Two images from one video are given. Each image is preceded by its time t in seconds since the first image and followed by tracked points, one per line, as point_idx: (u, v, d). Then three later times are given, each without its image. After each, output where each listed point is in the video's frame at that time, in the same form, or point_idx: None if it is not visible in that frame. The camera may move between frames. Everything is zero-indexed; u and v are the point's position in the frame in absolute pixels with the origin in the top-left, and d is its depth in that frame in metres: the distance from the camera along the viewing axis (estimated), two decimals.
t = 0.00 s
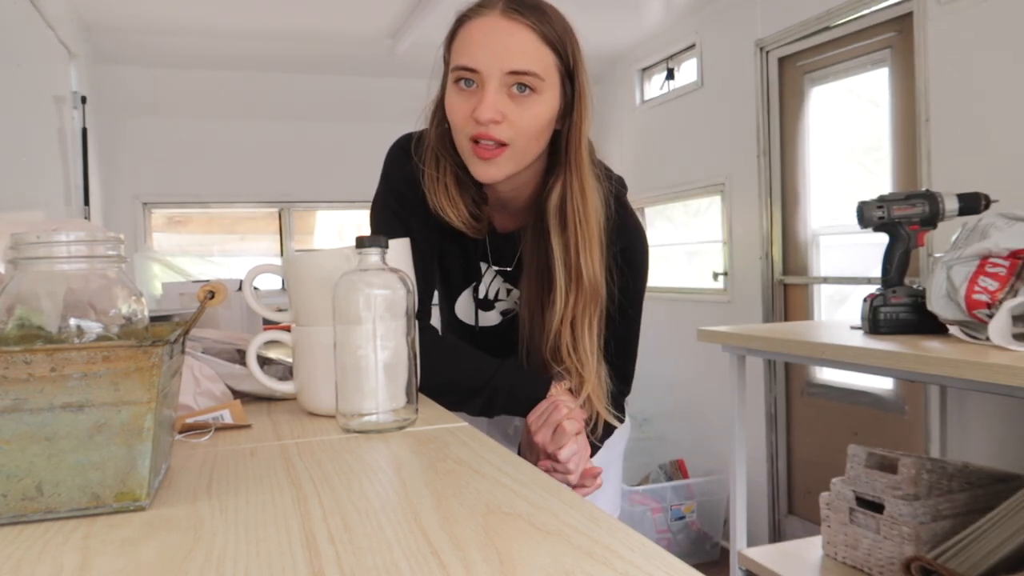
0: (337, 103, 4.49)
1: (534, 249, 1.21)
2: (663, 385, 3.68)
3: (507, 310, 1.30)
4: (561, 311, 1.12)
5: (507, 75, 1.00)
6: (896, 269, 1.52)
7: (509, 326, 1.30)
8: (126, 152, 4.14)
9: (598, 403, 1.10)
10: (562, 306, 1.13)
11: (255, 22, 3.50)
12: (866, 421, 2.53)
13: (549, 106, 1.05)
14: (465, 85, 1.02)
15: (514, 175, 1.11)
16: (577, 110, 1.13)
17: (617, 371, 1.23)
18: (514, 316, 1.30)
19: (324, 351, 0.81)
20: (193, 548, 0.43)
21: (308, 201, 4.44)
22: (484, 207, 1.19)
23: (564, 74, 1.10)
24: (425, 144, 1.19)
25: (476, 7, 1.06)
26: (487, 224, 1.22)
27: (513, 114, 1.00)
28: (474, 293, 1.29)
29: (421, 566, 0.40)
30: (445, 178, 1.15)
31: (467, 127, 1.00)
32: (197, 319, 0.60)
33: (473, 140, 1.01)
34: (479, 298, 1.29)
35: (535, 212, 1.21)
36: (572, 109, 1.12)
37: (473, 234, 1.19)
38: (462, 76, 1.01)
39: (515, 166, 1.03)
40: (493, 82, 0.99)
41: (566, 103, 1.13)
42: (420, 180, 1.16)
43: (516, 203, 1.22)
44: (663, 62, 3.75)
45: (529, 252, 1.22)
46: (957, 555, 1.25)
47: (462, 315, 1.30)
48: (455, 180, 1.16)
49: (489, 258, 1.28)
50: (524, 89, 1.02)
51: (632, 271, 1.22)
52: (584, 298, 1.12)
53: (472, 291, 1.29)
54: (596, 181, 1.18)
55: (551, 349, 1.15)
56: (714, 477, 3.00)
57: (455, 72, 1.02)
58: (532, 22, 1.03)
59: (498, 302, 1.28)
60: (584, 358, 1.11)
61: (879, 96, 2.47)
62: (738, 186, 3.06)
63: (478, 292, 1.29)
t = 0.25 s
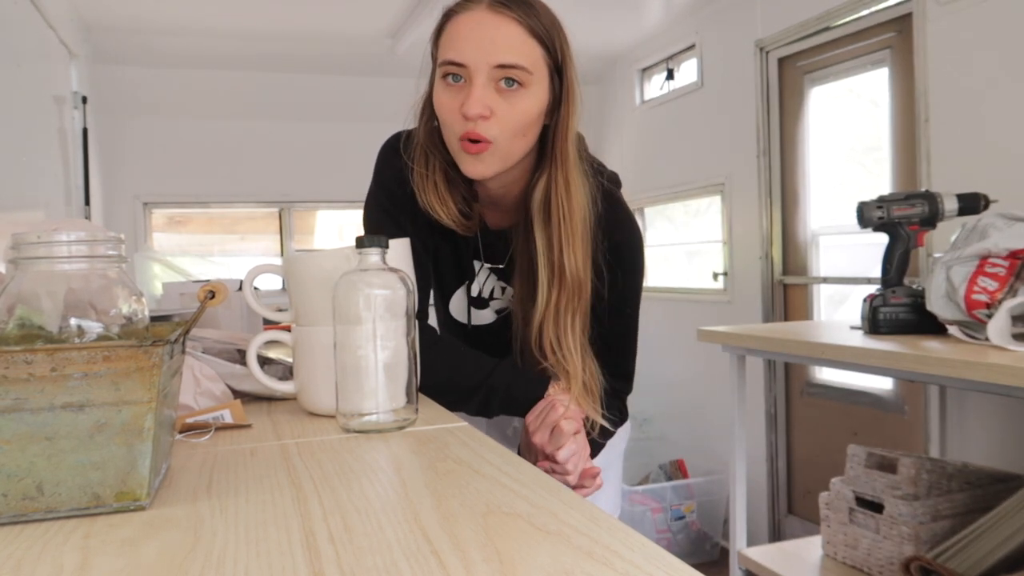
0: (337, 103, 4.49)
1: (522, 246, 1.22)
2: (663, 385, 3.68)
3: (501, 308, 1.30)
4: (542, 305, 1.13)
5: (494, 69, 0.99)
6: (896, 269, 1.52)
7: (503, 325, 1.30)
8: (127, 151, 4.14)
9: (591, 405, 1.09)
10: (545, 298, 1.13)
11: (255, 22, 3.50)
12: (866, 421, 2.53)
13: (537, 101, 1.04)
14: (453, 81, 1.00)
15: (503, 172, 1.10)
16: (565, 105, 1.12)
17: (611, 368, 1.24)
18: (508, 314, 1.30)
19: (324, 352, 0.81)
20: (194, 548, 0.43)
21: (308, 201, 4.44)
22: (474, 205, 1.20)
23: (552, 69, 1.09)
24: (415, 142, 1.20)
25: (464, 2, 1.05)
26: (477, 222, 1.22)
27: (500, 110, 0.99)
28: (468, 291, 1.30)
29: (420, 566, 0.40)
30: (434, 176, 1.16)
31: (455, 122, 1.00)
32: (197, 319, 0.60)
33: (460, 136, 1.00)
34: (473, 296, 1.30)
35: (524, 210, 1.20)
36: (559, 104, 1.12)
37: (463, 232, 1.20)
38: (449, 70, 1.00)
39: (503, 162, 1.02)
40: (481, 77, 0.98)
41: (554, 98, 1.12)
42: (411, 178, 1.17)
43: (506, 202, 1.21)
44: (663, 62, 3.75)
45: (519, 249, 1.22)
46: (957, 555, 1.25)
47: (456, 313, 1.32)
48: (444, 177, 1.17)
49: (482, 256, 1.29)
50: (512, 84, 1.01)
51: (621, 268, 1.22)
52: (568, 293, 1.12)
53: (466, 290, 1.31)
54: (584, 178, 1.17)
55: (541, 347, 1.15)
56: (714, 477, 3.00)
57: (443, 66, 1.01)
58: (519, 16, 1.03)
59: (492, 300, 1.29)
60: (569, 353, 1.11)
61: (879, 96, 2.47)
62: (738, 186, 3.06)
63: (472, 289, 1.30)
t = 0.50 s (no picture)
0: (337, 102, 4.49)
1: (514, 243, 1.21)
2: (663, 385, 3.68)
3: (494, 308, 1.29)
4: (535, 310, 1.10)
5: (488, 68, 0.99)
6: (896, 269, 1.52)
7: (496, 324, 1.29)
8: (127, 151, 4.14)
9: (588, 407, 1.07)
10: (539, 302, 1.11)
11: (255, 22, 3.50)
12: (866, 421, 2.53)
13: (532, 102, 1.04)
14: (447, 77, 1.01)
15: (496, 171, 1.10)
16: (560, 106, 1.12)
17: (605, 369, 1.24)
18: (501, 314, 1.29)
19: (324, 352, 0.81)
20: (194, 548, 0.43)
21: (308, 201, 4.44)
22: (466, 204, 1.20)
23: (548, 69, 1.09)
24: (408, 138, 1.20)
25: None
26: (469, 220, 1.23)
27: (494, 109, 0.99)
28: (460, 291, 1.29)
29: (420, 566, 0.40)
30: (425, 172, 1.16)
31: (448, 120, 0.99)
32: (197, 319, 0.60)
33: (452, 134, 1.00)
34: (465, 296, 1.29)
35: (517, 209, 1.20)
36: (555, 105, 1.12)
37: (455, 231, 1.21)
38: (444, 68, 1.00)
39: (496, 161, 1.02)
40: (475, 75, 0.98)
41: (550, 98, 1.12)
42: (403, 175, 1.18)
43: (499, 201, 1.21)
44: (663, 62, 3.75)
45: (510, 246, 1.21)
46: (957, 555, 1.25)
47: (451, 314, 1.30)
48: (436, 173, 1.17)
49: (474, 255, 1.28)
50: (506, 84, 1.01)
51: (615, 271, 1.22)
52: (562, 297, 1.10)
53: (457, 288, 1.29)
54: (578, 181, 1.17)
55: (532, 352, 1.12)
56: (714, 477, 3.00)
57: (437, 63, 1.00)
58: (517, 15, 1.02)
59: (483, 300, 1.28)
60: (560, 356, 1.08)
61: (879, 96, 2.47)
62: (738, 186, 3.06)
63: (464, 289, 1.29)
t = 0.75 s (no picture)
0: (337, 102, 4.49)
1: (510, 242, 1.21)
2: (663, 385, 3.68)
3: (490, 306, 1.29)
4: (535, 311, 1.09)
5: (484, 67, 0.99)
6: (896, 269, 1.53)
7: (491, 323, 1.29)
8: (127, 151, 4.14)
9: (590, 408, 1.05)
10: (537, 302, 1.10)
11: (255, 22, 3.50)
12: (866, 421, 2.53)
13: (528, 101, 1.03)
14: (441, 77, 1.00)
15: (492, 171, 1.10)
16: (557, 104, 1.12)
17: (603, 369, 1.25)
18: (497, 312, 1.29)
19: (324, 351, 0.81)
20: (194, 548, 0.43)
21: (308, 201, 4.44)
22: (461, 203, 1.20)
23: (544, 68, 1.09)
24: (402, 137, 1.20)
25: None
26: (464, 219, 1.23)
27: (489, 109, 0.99)
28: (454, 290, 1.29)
29: (420, 566, 0.40)
30: (420, 172, 1.16)
31: (443, 120, 0.99)
32: (197, 319, 0.60)
33: (448, 134, 1.00)
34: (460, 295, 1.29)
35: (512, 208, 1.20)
36: (551, 103, 1.12)
37: (449, 229, 1.21)
38: (438, 67, 1.00)
39: (491, 162, 1.02)
40: (470, 74, 0.98)
41: (545, 97, 1.12)
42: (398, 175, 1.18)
43: (494, 199, 1.21)
44: (663, 62, 3.75)
45: (506, 246, 1.22)
46: (957, 555, 1.25)
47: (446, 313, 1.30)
48: (431, 172, 1.17)
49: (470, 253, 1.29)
50: (501, 84, 1.01)
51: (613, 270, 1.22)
52: (560, 298, 1.09)
53: (453, 287, 1.29)
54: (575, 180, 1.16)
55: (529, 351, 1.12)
56: (714, 477, 3.01)
57: (432, 62, 1.00)
58: (512, 14, 1.02)
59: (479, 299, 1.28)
60: (560, 358, 1.08)
61: (879, 96, 2.47)
62: (738, 186, 3.06)
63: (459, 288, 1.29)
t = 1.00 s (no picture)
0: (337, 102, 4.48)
1: (510, 241, 1.21)
2: (663, 385, 3.68)
3: (489, 306, 1.29)
4: (532, 311, 1.09)
5: (485, 67, 0.99)
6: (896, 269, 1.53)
7: (490, 324, 1.29)
8: (126, 151, 4.14)
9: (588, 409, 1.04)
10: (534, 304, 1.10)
11: (255, 22, 3.50)
12: (866, 422, 2.53)
13: (529, 101, 1.03)
14: (442, 75, 1.00)
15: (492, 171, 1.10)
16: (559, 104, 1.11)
17: (603, 370, 1.24)
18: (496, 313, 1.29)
19: (324, 351, 0.81)
20: (194, 548, 0.43)
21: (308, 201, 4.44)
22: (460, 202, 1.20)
23: (546, 67, 1.09)
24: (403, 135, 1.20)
25: None
26: (463, 219, 1.23)
27: (491, 109, 0.99)
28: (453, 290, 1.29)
29: (421, 566, 0.40)
30: (420, 170, 1.16)
31: (444, 119, 0.99)
32: (197, 319, 0.60)
33: (448, 134, 1.00)
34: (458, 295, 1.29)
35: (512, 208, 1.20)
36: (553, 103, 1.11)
37: (449, 229, 1.21)
38: (440, 66, 0.99)
39: (491, 162, 1.02)
40: (471, 74, 0.98)
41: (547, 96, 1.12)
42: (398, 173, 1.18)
43: (494, 199, 1.21)
44: (663, 62, 3.75)
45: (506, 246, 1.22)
46: (957, 555, 1.25)
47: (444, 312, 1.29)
48: (430, 171, 1.17)
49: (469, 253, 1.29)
50: (503, 84, 1.01)
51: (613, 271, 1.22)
52: (560, 299, 1.09)
53: (452, 287, 1.29)
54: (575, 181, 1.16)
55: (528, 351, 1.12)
56: (714, 477, 3.01)
57: (433, 61, 1.00)
58: (516, 13, 1.02)
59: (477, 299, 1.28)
60: (556, 361, 1.07)
61: (879, 96, 2.47)
62: (738, 186, 3.06)
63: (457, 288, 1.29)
